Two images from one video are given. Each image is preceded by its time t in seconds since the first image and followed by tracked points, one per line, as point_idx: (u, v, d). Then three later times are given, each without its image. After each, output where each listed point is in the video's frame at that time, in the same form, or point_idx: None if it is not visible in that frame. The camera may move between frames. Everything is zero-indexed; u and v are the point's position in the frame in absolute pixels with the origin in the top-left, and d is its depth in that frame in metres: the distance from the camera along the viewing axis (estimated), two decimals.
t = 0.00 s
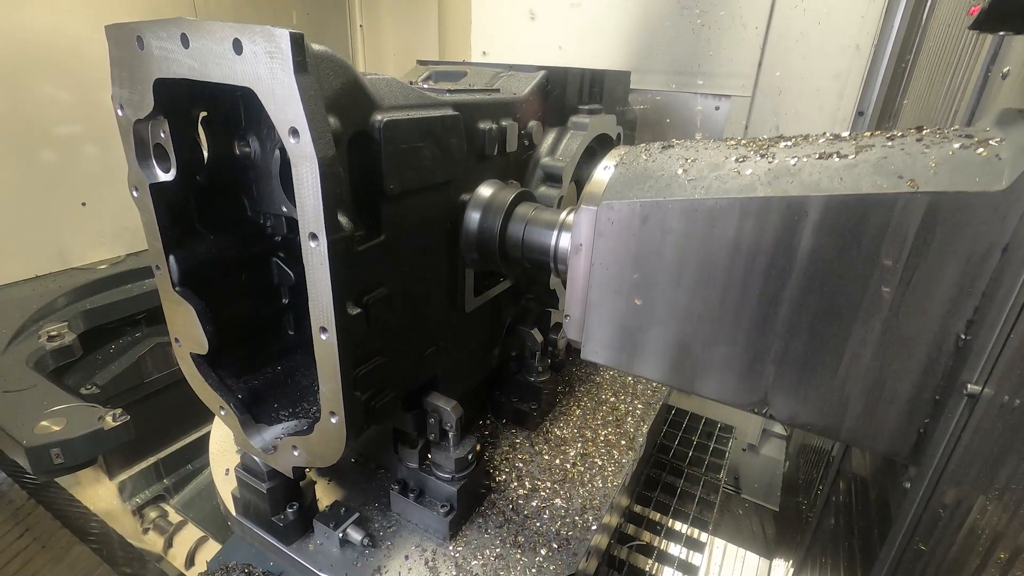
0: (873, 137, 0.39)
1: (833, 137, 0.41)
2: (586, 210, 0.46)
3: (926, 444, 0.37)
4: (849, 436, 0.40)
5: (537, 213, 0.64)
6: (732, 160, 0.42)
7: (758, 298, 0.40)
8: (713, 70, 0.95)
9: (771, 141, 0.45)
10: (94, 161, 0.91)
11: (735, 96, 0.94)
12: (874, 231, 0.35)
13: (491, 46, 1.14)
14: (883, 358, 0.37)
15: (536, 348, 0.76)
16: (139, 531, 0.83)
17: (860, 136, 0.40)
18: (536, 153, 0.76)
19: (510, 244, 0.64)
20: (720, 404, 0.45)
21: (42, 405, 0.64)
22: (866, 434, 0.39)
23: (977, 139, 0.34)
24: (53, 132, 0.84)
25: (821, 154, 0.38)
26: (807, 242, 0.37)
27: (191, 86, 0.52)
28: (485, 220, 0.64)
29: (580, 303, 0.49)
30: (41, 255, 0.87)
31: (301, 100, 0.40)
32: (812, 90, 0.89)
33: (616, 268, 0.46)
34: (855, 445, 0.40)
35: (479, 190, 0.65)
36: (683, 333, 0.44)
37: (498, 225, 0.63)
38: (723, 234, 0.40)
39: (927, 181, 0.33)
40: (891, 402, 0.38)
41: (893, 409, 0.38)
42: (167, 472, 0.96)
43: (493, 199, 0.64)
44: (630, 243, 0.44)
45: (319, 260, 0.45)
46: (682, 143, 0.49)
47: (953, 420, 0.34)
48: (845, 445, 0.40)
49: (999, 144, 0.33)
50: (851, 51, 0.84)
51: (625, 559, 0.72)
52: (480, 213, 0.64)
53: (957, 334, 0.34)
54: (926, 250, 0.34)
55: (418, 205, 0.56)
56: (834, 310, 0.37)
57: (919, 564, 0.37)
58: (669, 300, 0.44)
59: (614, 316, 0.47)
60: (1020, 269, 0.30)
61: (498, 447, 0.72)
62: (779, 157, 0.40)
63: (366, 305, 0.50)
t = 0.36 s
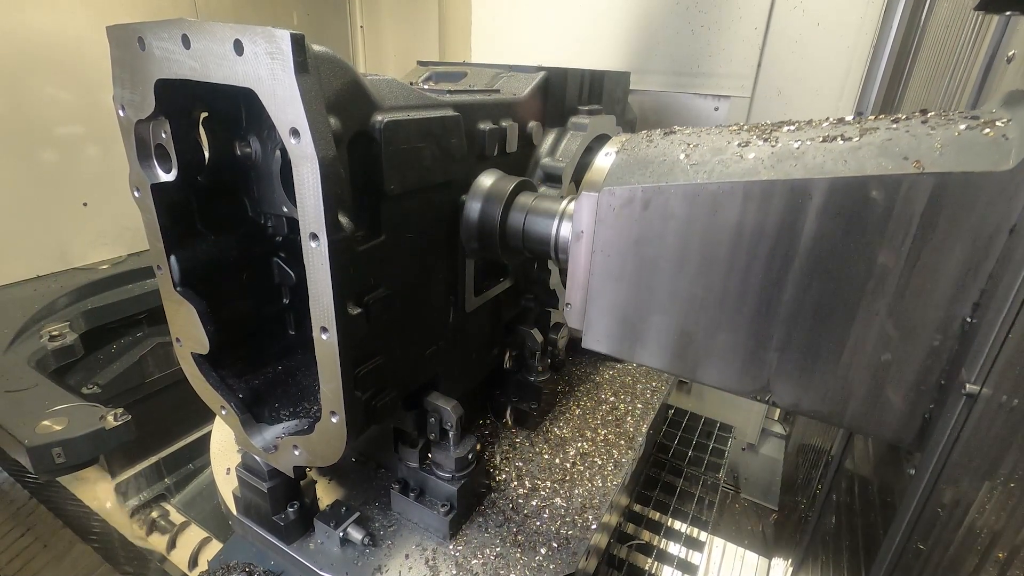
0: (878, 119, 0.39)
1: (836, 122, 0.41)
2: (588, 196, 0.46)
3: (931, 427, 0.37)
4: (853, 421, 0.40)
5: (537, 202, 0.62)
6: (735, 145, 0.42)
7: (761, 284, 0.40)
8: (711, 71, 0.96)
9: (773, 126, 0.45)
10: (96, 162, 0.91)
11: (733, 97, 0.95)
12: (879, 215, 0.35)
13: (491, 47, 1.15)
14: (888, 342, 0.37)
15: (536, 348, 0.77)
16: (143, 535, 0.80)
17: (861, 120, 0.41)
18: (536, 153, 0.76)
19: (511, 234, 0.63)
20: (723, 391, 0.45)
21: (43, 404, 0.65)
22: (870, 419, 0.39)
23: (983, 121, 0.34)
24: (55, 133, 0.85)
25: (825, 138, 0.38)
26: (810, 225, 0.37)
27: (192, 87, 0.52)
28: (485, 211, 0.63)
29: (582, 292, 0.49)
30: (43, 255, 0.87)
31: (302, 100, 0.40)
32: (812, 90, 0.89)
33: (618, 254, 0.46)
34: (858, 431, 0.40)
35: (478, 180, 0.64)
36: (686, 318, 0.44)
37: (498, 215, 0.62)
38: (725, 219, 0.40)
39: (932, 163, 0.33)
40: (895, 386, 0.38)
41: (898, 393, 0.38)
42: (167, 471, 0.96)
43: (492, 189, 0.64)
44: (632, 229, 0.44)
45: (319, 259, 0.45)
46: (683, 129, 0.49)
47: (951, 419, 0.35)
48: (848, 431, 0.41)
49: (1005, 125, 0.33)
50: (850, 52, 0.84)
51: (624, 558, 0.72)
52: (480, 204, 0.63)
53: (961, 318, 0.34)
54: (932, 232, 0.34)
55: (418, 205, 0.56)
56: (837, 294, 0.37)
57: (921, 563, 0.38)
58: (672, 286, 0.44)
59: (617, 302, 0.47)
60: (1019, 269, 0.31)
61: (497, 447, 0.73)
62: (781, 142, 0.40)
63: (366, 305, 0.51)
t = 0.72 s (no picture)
0: (882, 103, 0.39)
1: (841, 105, 0.41)
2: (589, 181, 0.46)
3: (937, 413, 0.38)
4: (858, 408, 0.40)
5: (537, 191, 0.62)
6: (737, 129, 0.42)
7: (764, 269, 0.40)
8: (710, 71, 0.96)
9: (776, 111, 0.45)
10: (98, 162, 0.91)
11: (732, 98, 0.95)
12: (883, 198, 0.35)
13: (491, 46, 1.15)
14: (892, 327, 0.37)
15: (536, 348, 0.78)
16: (146, 536, 0.80)
17: (866, 103, 0.41)
18: (535, 154, 0.76)
19: (512, 224, 0.63)
20: (725, 378, 0.45)
21: (45, 403, 0.65)
22: (875, 406, 0.39)
23: (991, 101, 0.34)
24: (56, 133, 0.85)
25: (828, 121, 0.38)
26: (814, 208, 0.37)
27: (193, 87, 0.52)
28: (485, 200, 0.63)
29: (584, 280, 0.49)
30: (45, 255, 0.88)
31: (302, 101, 0.41)
32: (812, 90, 0.89)
33: (619, 241, 0.46)
34: (862, 418, 0.40)
35: (478, 170, 0.64)
36: (688, 305, 0.44)
37: (498, 205, 0.62)
38: (728, 204, 0.40)
39: (938, 142, 0.33)
40: (900, 372, 0.38)
41: (903, 379, 0.38)
42: (168, 471, 0.96)
43: (493, 177, 0.63)
44: (633, 214, 0.44)
45: (320, 260, 0.45)
46: (685, 116, 0.48)
47: (950, 416, 0.37)
48: (852, 418, 0.41)
49: (1013, 105, 0.33)
50: (849, 54, 0.85)
51: (622, 557, 0.72)
52: (479, 193, 0.63)
53: (968, 301, 0.34)
54: (938, 214, 0.34)
55: (418, 205, 0.56)
56: (841, 278, 0.37)
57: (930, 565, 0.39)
58: (674, 272, 0.44)
59: (619, 290, 0.47)
60: (1014, 274, 0.32)
61: (497, 447, 0.73)
62: (785, 125, 0.40)
63: (366, 305, 0.51)
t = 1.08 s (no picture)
0: (886, 85, 0.39)
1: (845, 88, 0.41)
2: (591, 167, 0.45)
3: (942, 399, 0.37)
4: (861, 392, 0.40)
5: (538, 180, 0.62)
6: (740, 113, 0.42)
7: (767, 255, 0.40)
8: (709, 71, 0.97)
9: (779, 94, 0.45)
10: (100, 162, 0.91)
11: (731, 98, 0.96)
12: (888, 179, 0.35)
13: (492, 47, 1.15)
14: (897, 312, 0.37)
15: (536, 348, 0.79)
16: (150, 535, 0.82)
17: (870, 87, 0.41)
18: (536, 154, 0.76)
19: (512, 213, 0.63)
20: (728, 365, 0.45)
21: (46, 403, 0.65)
22: (879, 391, 0.39)
23: (998, 82, 0.35)
24: (58, 134, 0.85)
25: (832, 104, 0.38)
26: (818, 191, 0.37)
27: (195, 88, 0.53)
28: (485, 189, 0.62)
29: (585, 268, 0.49)
30: (47, 255, 0.88)
31: (303, 101, 0.41)
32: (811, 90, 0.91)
33: (620, 227, 0.46)
34: (866, 403, 0.40)
35: (479, 158, 0.63)
36: (690, 291, 0.44)
37: (498, 193, 0.61)
38: (731, 188, 0.40)
39: (944, 123, 0.33)
40: (905, 357, 0.37)
41: (908, 364, 0.38)
42: (169, 470, 0.96)
43: (494, 165, 0.63)
44: (635, 200, 0.44)
45: (320, 260, 0.45)
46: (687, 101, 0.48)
47: (948, 416, 0.37)
48: (856, 404, 0.41)
49: (1018, 86, 0.33)
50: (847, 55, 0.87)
51: (622, 556, 0.72)
52: (480, 181, 0.63)
53: (975, 283, 0.34)
54: (945, 195, 0.33)
55: (418, 205, 0.56)
56: (845, 262, 0.37)
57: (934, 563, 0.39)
58: (677, 258, 0.44)
59: (620, 277, 0.47)
60: (1013, 271, 0.32)
61: (497, 446, 0.73)
62: (788, 108, 0.40)
63: (366, 305, 0.51)
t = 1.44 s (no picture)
0: (891, 67, 0.39)
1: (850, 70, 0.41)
2: (592, 153, 0.45)
3: (946, 383, 0.37)
4: (865, 377, 0.39)
5: (539, 168, 0.61)
6: (743, 97, 0.42)
7: (770, 240, 0.40)
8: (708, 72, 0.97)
9: (783, 78, 0.44)
10: (102, 163, 0.92)
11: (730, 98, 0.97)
12: (893, 160, 0.34)
13: (492, 49, 1.15)
14: (901, 296, 0.36)
15: (536, 347, 0.79)
16: (151, 536, 0.79)
17: (874, 69, 0.40)
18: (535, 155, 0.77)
19: (512, 203, 0.63)
20: (730, 353, 0.45)
21: (48, 402, 0.65)
22: (884, 376, 0.39)
23: (1004, 62, 0.34)
24: (59, 135, 0.85)
25: (836, 86, 0.38)
26: (822, 173, 0.37)
27: (195, 87, 0.53)
28: (486, 178, 0.62)
29: (586, 255, 0.49)
30: (49, 255, 0.88)
31: (304, 102, 0.41)
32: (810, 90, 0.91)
33: (622, 212, 0.46)
34: (869, 389, 0.40)
35: (479, 148, 0.63)
36: (692, 276, 0.44)
37: (499, 181, 0.61)
38: (734, 172, 0.40)
39: (951, 103, 0.33)
40: (909, 341, 0.37)
41: (911, 349, 0.37)
42: (171, 469, 0.96)
43: (494, 155, 0.63)
44: (637, 185, 0.44)
45: (321, 260, 0.45)
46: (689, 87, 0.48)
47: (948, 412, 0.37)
48: (859, 390, 0.40)
49: None
50: (845, 55, 0.87)
51: (622, 556, 0.72)
52: (480, 172, 0.62)
53: (982, 264, 0.34)
54: (950, 176, 0.33)
55: (418, 204, 0.56)
56: (850, 245, 0.37)
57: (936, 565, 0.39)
58: (679, 243, 0.44)
59: (622, 264, 0.47)
60: (1018, 260, 0.32)
61: (497, 445, 0.73)
62: (792, 91, 0.40)
63: (367, 305, 0.51)
